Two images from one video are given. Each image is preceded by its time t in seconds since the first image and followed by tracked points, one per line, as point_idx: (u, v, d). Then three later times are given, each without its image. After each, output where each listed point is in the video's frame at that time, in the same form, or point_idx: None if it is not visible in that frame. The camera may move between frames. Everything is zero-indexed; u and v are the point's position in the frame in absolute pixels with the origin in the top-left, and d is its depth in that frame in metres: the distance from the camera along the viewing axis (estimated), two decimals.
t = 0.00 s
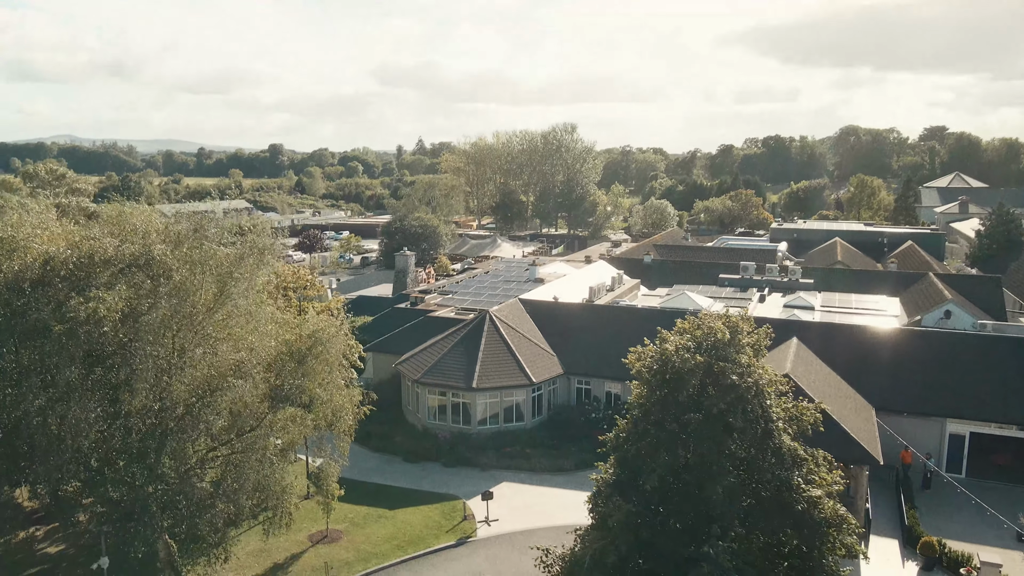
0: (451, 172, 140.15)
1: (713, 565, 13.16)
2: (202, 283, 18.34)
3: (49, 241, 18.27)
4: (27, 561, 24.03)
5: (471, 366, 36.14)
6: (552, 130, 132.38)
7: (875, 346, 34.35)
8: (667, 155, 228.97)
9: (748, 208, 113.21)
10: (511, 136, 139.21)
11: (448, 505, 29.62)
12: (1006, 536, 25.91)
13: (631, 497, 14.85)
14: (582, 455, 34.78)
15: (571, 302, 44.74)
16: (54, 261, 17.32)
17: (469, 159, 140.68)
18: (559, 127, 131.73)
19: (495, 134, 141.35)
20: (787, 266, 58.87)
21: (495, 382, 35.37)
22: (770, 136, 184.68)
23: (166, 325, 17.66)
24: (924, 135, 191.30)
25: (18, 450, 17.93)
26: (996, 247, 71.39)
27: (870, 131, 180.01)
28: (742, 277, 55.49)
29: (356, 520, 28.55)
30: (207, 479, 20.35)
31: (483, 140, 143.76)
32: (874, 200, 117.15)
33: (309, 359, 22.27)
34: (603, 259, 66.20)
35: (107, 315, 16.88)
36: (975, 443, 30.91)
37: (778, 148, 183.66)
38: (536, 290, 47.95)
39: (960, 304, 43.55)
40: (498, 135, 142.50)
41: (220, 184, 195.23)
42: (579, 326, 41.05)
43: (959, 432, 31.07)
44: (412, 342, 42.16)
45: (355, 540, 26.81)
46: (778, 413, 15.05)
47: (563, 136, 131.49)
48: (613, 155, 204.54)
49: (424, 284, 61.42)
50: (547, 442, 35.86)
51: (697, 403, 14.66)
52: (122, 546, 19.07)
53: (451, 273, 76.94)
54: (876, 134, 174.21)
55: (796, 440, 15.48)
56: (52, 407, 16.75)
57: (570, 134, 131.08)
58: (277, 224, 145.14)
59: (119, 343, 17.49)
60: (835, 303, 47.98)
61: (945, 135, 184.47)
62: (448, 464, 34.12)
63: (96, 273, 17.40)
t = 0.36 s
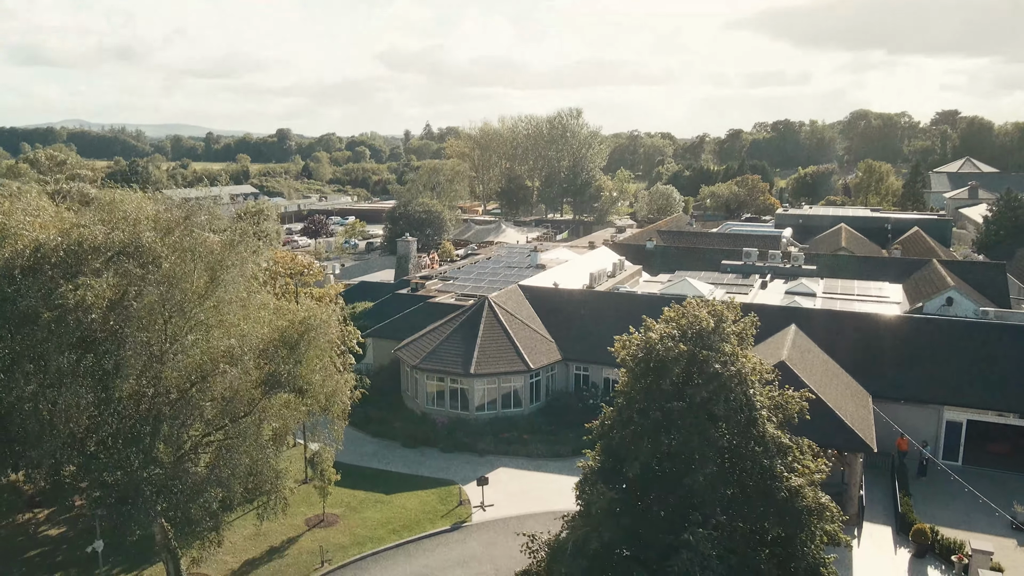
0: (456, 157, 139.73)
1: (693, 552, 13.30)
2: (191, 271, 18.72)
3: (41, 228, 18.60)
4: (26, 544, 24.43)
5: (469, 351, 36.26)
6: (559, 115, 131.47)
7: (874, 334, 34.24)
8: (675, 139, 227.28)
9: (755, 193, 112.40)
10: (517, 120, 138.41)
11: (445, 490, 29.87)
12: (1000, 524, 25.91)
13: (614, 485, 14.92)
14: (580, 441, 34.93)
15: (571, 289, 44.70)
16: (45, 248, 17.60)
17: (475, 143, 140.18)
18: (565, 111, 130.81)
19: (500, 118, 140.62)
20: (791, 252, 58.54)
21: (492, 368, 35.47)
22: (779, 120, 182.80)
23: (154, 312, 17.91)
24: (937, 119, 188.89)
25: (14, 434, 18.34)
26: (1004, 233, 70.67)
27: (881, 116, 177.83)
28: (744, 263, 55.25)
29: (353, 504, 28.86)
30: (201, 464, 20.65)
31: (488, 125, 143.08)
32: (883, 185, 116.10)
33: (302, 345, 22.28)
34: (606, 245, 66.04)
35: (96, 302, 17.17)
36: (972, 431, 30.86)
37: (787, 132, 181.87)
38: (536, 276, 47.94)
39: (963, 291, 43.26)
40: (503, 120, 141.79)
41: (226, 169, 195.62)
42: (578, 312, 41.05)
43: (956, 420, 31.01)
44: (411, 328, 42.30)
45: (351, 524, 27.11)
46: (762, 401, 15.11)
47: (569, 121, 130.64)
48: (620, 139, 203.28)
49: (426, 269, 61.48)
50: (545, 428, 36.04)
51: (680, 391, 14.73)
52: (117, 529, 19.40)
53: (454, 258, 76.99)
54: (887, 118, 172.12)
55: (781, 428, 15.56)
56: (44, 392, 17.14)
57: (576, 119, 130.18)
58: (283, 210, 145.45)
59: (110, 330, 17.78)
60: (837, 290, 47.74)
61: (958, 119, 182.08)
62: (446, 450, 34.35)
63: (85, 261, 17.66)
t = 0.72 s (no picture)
0: (462, 142, 139.34)
1: (674, 541, 13.40)
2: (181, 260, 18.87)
3: (32, 219, 18.87)
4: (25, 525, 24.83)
5: (467, 338, 36.35)
6: (564, 100, 130.67)
7: (873, 322, 34.09)
8: (683, 124, 225.65)
9: (761, 179, 111.62)
10: (522, 105, 137.70)
11: (441, 476, 30.10)
12: (994, 514, 25.90)
13: (598, 474, 15.03)
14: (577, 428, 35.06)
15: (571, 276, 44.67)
16: (36, 238, 17.90)
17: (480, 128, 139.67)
18: (571, 96, 129.98)
19: (506, 103, 139.93)
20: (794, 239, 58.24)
21: (490, 355, 35.57)
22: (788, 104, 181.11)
23: (143, 301, 18.07)
24: (949, 103, 186.54)
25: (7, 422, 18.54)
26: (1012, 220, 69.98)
27: (892, 100, 175.72)
28: (747, 250, 55.03)
29: (350, 489, 29.14)
30: (195, 450, 20.81)
31: (494, 110, 142.43)
32: (891, 170, 115.09)
33: (294, 333, 22.60)
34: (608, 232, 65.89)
35: (85, 291, 17.32)
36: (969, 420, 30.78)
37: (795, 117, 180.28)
38: (537, 262, 47.91)
39: (965, 278, 42.97)
40: (509, 105, 141.10)
41: (234, 154, 196.10)
42: (577, 299, 41.04)
43: (953, 408, 30.93)
44: (411, 314, 42.43)
45: (347, 509, 27.40)
46: (747, 392, 15.13)
47: (574, 106, 129.84)
48: (628, 124, 202.06)
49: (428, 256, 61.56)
50: (542, 414, 36.18)
51: (664, 382, 14.79)
52: (112, 515, 19.69)
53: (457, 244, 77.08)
54: (898, 102, 170.14)
55: (766, 418, 15.58)
56: (35, 381, 17.26)
57: (582, 104, 129.33)
58: (289, 195, 145.78)
59: (101, 319, 17.96)
60: (838, 277, 47.51)
61: (970, 103, 179.76)
62: (443, 436, 34.57)
63: (75, 249, 17.94)
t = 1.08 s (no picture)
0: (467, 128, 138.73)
1: (655, 530, 13.46)
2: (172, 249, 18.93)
3: (24, 207, 18.99)
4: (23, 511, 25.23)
5: (465, 325, 36.44)
6: (570, 84, 129.67)
7: (873, 311, 33.97)
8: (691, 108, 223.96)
9: (768, 165, 110.76)
10: (528, 90, 136.74)
11: (438, 463, 30.32)
12: (988, 503, 25.90)
13: (583, 464, 15.12)
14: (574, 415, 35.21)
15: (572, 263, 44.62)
16: (27, 227, 18.05)
17: (486, 114, 139.03)
18: (577, 81, 128.99)
19: (511, 88, 138.98)
20: (798, 226, 57.87)
21: (488, 342, 35.65)
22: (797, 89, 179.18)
23: (134, 290, 18.21)
24: (962, 87, 183.93)
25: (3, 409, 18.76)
26: (1021, 207, 69.23)
27: (904, 85, 173.42)
28: (749, 237, 54.79)
29: (347, 475, 29.42)
30: (191, 437, 21.05)
31: (499, 95, 141.55)
32: (900, 155, 113.89)
33: (287, 320, 22.76)
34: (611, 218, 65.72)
35: (75, 281, 17.41)
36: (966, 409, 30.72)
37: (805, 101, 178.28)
38: (538, 249, 47.83)
39: (968, 267, 42.66)
40: (514, 90, 140.18)
41: (239, 139, 196.05)
42: (577, 287, 41.02)
43: (950, 397, 30.85)
44: (411, 301, 42.56)
45: (344, 495, 27.66)
46: (733, 383, 15.12)
47: (580, 91, 128.79)
48: (635, 109, 200.64)
49: (430, 242, 61.53)
50: (540, 401, 36.33)
51: (649, 372, 14.83)
52: (109, 500, 19.95)
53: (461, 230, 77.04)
54: (909, 87, 167.91)
55: (752, 409, 15.61)
56: (27, 370, 17.42)
57: (588, 89, 128.27)
58: (295, 180, 145.85)
59: (92, 307, 18.10)
60: (841, 265, 47.28)
61: (983, 87, 177.21)
62: (441, 422, 34.81)
63: (67, 239, 18.08)
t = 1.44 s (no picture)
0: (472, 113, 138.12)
1: (638, 519, 13.54)
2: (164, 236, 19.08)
3: (17, 194, 19.13)
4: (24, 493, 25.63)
5: (464, 312, 36.51)
6: (576, 69, 128.68)
7: (872, 299, 33.81)
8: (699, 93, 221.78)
9: (775, 150, 109.83)
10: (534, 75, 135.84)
11: (435, 448, 30.53)
12: (983, 492, 25.88)
13: (568, 452, 15.19)
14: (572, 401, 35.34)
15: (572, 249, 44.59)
16: (19, 214, 18.19)
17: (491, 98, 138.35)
18: (583, 65, 127.97)
19: (517, 73, 138.10)
20: (801, 212, 57.53)
21: (487, 328, 35.72)
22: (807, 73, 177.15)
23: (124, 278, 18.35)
24: (975, 71, 181.26)
25: None
26: None
27: (916, 68, 170.97)
28: (752, 223, 54.52)
29: (345, 460, 29.69)
30: (185, 422, 21.38)
31: (505, 79, 140.72)
32: (909, 140, 112.68)
33: (281, 307, 22.96)
34: (614, 204, 65.51)
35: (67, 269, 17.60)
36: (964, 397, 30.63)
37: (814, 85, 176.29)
38: (538, 236, 47.74)
39: (971, 254, 42.36)
40: (520, 75, 139.30)
41: (245, 124, 196.02)
42: (577, 273, 41.00)
43: (948, 384, 30.70)
44: (411, 287, 42.69)
45: (341, 480, 27.94)
46: (718, 372, 15.11)
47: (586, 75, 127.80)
48: (643, 94, 199.02)
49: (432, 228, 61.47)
50: (538, 387, 36.44)
51: (634, 361, 14.85)
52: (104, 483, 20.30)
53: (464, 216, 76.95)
54: (921, 70, 165.68)
55: (739, 398, 15.61)
56: (20, 356, 17.69)
57: (594, 73, 127.29)
58: (300, 165, 145.99)
59: (85, 295, 18.31)
60: (843, 252, 47.02)
61: (996, 71, 174.65)
62: (440, 408, 35.02)
63: (59, 226, 18.24)
